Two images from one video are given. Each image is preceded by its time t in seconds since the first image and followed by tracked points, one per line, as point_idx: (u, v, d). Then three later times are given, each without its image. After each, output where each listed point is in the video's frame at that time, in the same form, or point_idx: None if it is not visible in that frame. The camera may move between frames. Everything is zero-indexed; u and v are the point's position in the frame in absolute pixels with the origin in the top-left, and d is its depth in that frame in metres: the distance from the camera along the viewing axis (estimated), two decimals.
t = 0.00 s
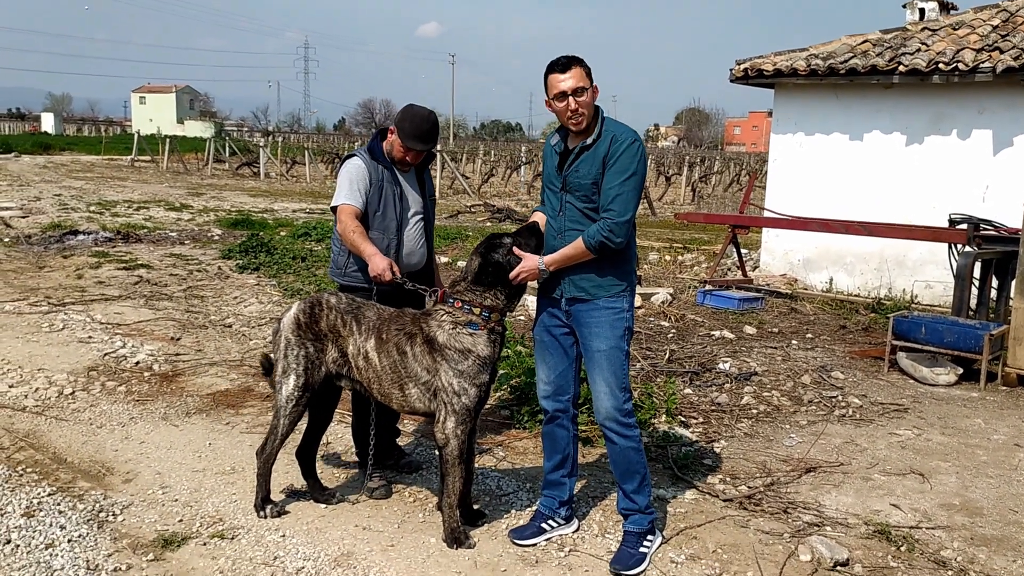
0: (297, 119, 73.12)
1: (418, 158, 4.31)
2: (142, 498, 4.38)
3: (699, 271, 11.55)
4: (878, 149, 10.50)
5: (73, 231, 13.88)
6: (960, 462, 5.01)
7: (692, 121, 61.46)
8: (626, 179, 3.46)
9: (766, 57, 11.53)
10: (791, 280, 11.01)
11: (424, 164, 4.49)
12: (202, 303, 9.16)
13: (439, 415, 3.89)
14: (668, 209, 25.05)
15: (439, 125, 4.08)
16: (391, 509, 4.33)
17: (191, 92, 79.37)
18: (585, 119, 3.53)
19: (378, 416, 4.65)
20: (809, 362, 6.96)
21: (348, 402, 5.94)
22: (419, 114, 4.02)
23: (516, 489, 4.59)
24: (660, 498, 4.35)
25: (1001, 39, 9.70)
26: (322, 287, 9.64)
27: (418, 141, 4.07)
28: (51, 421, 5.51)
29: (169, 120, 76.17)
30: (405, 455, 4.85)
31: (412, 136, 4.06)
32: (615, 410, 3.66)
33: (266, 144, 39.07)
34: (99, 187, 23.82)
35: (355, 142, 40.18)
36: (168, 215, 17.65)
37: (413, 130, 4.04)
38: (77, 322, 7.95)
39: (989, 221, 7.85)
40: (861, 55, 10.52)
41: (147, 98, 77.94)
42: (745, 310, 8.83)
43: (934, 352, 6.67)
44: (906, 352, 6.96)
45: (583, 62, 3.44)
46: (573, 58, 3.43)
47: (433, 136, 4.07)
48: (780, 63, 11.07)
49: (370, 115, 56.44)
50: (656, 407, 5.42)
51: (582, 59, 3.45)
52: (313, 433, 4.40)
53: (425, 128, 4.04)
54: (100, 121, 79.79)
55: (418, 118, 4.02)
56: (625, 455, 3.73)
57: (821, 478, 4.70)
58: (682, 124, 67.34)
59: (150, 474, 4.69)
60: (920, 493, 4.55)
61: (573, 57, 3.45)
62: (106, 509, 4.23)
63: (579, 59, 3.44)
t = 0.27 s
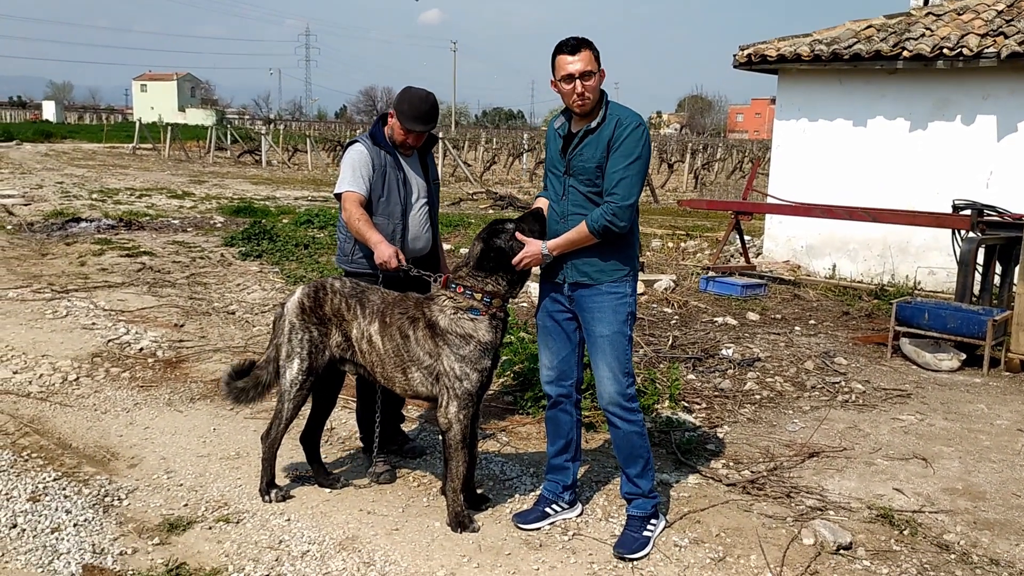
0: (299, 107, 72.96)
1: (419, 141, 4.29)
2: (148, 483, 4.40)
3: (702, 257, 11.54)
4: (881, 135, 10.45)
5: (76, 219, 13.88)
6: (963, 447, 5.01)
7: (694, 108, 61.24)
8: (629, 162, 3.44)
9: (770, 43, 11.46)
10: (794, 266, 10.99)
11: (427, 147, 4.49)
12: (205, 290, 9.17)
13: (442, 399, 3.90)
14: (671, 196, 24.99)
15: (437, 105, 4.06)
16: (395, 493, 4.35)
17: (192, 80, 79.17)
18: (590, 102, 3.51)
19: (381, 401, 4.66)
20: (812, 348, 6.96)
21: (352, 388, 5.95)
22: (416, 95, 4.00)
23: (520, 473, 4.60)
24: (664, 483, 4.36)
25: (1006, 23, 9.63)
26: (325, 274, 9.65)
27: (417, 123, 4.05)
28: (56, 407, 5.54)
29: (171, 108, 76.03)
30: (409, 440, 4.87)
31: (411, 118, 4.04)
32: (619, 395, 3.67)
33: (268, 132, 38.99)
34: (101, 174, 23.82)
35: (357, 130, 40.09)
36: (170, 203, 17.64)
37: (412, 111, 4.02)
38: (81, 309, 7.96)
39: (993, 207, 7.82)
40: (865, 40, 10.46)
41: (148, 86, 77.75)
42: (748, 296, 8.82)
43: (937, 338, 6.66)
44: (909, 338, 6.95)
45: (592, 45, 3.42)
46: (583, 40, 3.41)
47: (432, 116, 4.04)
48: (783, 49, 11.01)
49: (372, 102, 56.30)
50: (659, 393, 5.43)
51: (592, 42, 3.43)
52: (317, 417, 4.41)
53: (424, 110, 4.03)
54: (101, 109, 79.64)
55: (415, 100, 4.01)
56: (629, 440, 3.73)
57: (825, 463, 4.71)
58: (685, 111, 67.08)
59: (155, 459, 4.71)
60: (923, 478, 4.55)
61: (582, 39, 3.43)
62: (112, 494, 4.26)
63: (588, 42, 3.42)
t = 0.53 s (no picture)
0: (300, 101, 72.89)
1: (420, 128, 4.29)
2: (152, 473, 4.40)
3: (704, 250, 11.52)
4: (884, 127, 10.43)
5: (78, 212, 13.88)
6: (967, 437, 5.01)
7: (696, 102, 61.16)
8: (633, 150, 3.43)
9: (772, 35, 11.43)
10: (797, 259, 10.98)
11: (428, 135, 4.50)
12: (208, 282, 9.17)
13: (447, 388, 3.90)
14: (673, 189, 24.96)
15: (435, 91, 4.05)
16: (400, 482, 4.36)
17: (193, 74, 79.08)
18: (594, 91, 3.51)
19: (386, 391, 4.65)
20: (815, 339, 6.96)
21: (355, 379, 5.96)
22: (414, 81, 4.00)
23: (524, 463, 4.60)
24: (668, 472, 4.37)
25: (1009, 15, 9.60)
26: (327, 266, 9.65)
27: (416, 109, 4.04)
28: (59, 397, 5.54)
29: (171, 102, 75.93)
30: (413, 430, 4.87)
31: (409, 104, 4.03)
32: (622, 384, 3.66)
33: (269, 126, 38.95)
34: (103, 168, 23.80)
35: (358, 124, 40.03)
36: (172, 196, 17.64)
37: (409, 97, 4.02)
38: (84, 301, 7.97)
39: (996, 198, 7.79)
40: (867, 32, 10.43)
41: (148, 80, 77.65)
42: (750, 288, 8.81)
43: (940, 329, 6.65)
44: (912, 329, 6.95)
45: (596, 33, 3.41)
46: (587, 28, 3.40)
47: (431, 101, 4.03)
48: (786, 41, 10.98)
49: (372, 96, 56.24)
50: (662, 383, 5.43)
51: (596, 30, 3.41)
52: (321, 407, 4.41)
53: (423, 96, 4.02)
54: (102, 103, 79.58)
55: (413, 86, 4.00)
56: (633, 428, 3.73)
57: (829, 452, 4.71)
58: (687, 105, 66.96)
59: (159, 449, 4.72)
60: (928, 467, 4.55)
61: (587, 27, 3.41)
62: (117, 483, 4.26)
63: (592, 30, 3.41)
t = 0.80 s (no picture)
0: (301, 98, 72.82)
1: (419, 123, 4.24)
2: (149, 471, 4.36)
3: (706, 248, 11.48)
4: (887, 124, 10.38)
5: (77, 208, 13.84)
6: (971, 436, 4.98)
7: (697, 99, 61.16)
8: (634, 147, 3.39)
9: (774, 31, 11.37)
10: (798, 256, 10.94)
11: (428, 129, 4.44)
12: (207, 279, 9.13)
13: (448, 386, 3.86)
14: (675, 186, 24.91)
15: (433, 84, 4.01)
16: (399, 481, 4.32)
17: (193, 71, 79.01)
18: (595, 87, 3.46)
19: (386, 389, 4.62)
20: (817, 337, 6.92)
21: (355, 376, 5.92)
22: (411, 75, 3.96)
23: (525, 461, 4.57)
24: (671, 471, 4.33)
25: (1013, 11, 9.55)
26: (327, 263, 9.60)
27: (414, 103, 4.00)
28: (57, 395, 5.51)
29: (171, 99, 75.87)
30: (413, 429, 4.84)
31: (407, 98, 3.99)
32: (624, 382, 3.63)
33: (269, 123, 38.90)
34: (103, 165, 23.76)
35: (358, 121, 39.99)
36: (171, 193, 17.60)
37: (407, 91, 3.97)
38: (82, 298, 7.93)
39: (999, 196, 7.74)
40: (870, 28, 10.37)
41: (148, 76, 77.55)
42: (752, 286, 8.77)
43: (943, 327, 6.61)
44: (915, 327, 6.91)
45: (597, 28, 3.36)
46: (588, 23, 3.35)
47: (429, 95, 3.99)
48: (788, 37, 10.92)
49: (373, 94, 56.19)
50: (664, 381, 5.39)
51: (597, 25, 3.37)
52: (321, 405, 4.37)
53: (421, 90, 3.98)
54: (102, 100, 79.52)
55: (411, 80, 3.96)
56: (635, 427, 3.70)
57: (832, 451, 4.67)
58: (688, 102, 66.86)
59: (156, 447, 4.68)
60: (932, 466, 4.51)
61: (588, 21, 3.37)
62: (114, 482, 4.22)
63: (593, 24, 3.36)
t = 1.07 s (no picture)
0: (299, 126, 73.23)
1: (411, 146, 4.18)
2: (135, 505, 4.23)
3: (705, 272, 11.40)
4: (885, 147, 10.36)
5: (72, 237, 13.78)
6: (979, 463, 4.85)
7: (693, 125, 61.55)
8: (631, 169, 3.32)
9: (771, 54, 11.40)
10: (799, 280, 10.86)
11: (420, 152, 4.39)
12: (201, 307, 9.03)
13: (442, 415, 3.75)
14: (673, 211, 24.91)
15: (424, 105, 3.95)
16: (393, 514, 4.19)
17: (193, 100, 79.53)
18: (589, 109, 3.40)
19: (379, 418, 4.50)
20: (819, 362, 6.81)
21: (349, 405, 5.80)
22: (402, 96, 3.90)
23: (522, 492, 4.44)
24: (672, 501, 4.20)
25: (1009, 34, 9.57)
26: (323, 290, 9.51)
27: (405, 125, 3.94)
28: (44, 426, 5.39)
29: (171, 128, 76.27)
30: (407, 459, 4.71)
31: (398, 120, 3.93)
32: (623, 410, 3.52)
33: (268, 151, 39.04)
34: (100, 193, 23.77)
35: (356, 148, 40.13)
36: (168, 220, 17.55)
37: (398, 113, 3.92)
38: (73, 327, 7.82)
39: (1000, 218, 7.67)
40: (867, 51, 10.39)
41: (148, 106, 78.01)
42: (752, 310, 8.68)
43: (947, 351, 6.51)
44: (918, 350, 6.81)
45: (591, 49, 3.31)
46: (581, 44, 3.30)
47: (420, 116, 3.93)
48: (785, 60, 10.94)
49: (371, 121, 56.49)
50: (664, 408, 5.27)
51: (590, 46, 3.31)
52: (312, 435, 4.25)
53: (412, 112, 3.92)
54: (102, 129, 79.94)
55: (401, 102, 3.90)
56: (635, 457, 3.58)
57: (838, 480, 4.55)
58: (684, 127, 67.26)
59: (143, 480, 4.55)
60: (941, 494, 4.39)
61: (581, 42, 3.31)
62: (98, 517, 4.09)
63: (587, 45, 3.30)
